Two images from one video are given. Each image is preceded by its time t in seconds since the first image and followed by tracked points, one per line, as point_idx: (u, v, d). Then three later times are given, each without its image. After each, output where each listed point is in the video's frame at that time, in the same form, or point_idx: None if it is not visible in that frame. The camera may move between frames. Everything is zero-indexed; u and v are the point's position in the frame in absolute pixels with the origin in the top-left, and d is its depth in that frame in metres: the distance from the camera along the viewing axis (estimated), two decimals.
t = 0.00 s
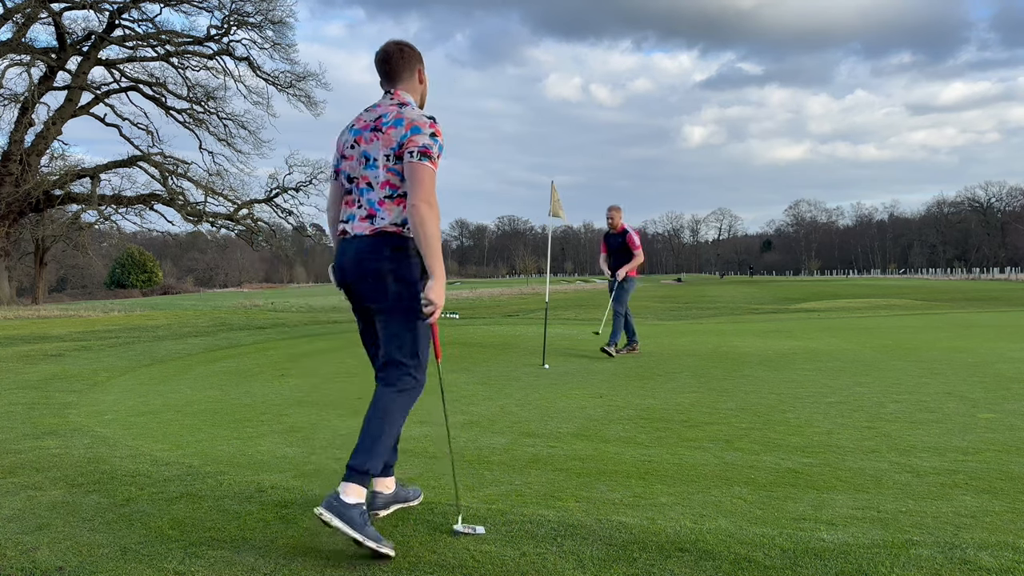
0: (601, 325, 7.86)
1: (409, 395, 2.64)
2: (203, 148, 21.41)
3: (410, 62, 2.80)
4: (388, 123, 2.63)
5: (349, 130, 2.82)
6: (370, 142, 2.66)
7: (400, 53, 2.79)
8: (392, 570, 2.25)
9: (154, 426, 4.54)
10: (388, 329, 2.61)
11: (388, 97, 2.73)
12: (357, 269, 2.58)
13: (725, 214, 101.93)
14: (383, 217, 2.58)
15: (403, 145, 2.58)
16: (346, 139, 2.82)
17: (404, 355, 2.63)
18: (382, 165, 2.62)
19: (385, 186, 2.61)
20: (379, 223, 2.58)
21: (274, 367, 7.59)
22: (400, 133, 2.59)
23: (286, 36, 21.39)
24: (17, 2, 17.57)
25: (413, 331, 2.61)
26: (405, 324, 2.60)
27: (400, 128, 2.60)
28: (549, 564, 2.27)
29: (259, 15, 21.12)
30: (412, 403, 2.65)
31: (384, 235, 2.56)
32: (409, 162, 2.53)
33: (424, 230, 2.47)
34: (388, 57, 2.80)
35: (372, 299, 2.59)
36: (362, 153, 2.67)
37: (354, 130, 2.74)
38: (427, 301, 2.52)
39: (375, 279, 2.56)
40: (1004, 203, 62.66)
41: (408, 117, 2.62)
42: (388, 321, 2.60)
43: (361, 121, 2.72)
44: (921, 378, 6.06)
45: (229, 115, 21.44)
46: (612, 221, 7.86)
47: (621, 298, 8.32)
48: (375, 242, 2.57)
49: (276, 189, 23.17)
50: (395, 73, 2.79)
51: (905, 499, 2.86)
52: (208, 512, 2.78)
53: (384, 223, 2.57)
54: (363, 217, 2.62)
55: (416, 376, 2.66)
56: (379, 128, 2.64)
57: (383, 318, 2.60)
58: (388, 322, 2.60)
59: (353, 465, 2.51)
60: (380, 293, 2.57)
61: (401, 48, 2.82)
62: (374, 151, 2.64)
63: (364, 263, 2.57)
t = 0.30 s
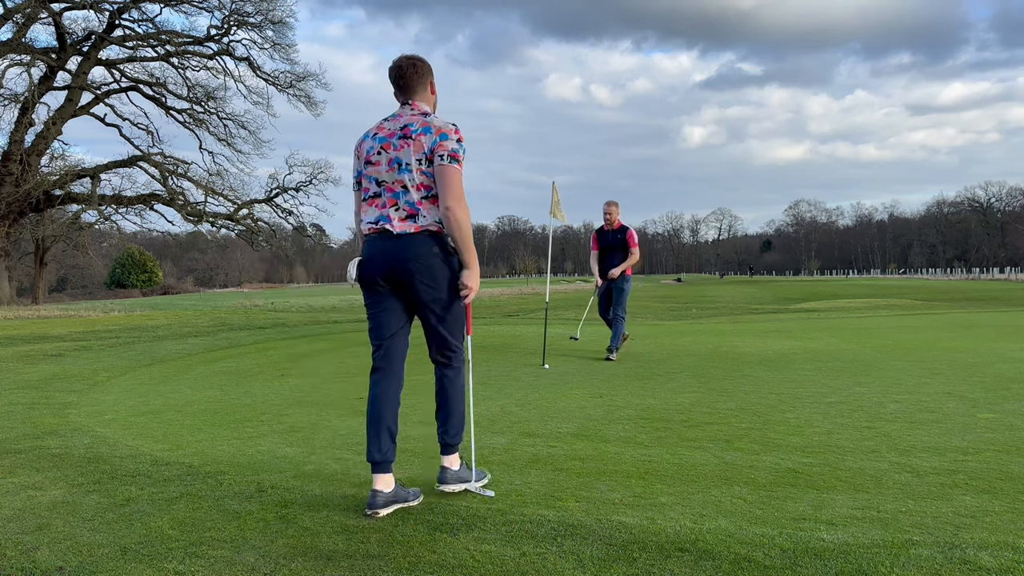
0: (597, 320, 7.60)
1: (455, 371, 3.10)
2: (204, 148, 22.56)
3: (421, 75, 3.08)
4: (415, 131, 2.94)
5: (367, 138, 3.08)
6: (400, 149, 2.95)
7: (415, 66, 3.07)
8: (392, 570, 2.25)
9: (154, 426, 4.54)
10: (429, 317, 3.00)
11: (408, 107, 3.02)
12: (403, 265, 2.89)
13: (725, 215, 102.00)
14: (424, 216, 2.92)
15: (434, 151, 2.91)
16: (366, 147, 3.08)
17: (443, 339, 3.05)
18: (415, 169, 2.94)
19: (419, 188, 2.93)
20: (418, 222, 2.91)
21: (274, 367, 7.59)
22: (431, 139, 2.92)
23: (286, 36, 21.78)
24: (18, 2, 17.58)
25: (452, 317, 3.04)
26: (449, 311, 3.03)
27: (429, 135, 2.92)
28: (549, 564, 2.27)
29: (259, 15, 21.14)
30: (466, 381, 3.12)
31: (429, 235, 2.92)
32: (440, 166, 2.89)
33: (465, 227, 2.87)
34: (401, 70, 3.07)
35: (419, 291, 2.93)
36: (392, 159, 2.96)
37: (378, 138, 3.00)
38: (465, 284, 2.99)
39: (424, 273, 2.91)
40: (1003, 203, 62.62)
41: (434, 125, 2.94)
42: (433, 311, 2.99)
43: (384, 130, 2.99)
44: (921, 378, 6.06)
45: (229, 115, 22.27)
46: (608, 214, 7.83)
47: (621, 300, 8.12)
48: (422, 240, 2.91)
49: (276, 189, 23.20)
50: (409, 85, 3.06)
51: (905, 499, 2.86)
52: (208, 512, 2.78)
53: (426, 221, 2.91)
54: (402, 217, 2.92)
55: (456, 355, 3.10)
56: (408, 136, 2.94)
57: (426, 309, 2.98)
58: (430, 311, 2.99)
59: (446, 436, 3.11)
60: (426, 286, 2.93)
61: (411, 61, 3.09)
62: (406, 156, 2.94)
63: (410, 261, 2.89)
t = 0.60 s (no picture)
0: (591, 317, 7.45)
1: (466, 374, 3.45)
2: (203, 148, 22.17)
3: (457, 100, 3.38)
4: (459, 153, 3.26)
5: (405, 155, 3.34)
6: (443, 169, 3.26)
7: (449, 90, 3.36)
8: (392, 570, 2.25)
9: (154, 426, 4.53)
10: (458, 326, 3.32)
11: (446, 130, 3.32)
12: (446, 274, 3.20)
13: (725, 215, 102.04)
14: (463, 232, 3.23)
15: (478, 173, 3.25)
16: (404, 163, 3.33)
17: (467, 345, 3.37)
18: (459, 189, 3.25)
19: (459, 206, 3.25)
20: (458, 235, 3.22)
21: (274, 367, 7.59)
22: (474, 162, 3.25)
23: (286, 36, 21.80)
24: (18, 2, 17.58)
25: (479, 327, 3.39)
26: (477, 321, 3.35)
27: (473, 159, 3.25)
28: (549, 564, 2.27)
29: (259, 15, 21.14)
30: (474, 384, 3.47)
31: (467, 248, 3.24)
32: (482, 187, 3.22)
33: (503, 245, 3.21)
34: (437, 93, 3.35)
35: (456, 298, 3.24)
36: (435, 177, 3.25)
37: (420, 156, 3.28)
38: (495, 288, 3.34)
39: (463, 283, 3.23)
40: (1003, 203, 62.58)
41: (476, 149, 3.28)
42: (463, 319, 3.30)
43: (425, 149, 3.28)
44: (921, 378, 6.06)
45: (229, 115, 22.12)
46: (601, 212, 7.82)
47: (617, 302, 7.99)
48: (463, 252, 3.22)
49: (276, 189, 23.17)
50: (447, 108, 3.37)
51: (905, 499, 2.86)
52: (208, 512, 2.78)
53: (465, 236, 3.23)
54: (443, 231, 3.21)
55: (470, 362, 3.45)
56: (452, 158, 3.25)
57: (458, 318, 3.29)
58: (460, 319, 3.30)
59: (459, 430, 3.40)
60: (464, 297, 3.25)
61: (449, 85, 3.38)
62: (449, 176, 3.25)
63: (452, 271, 3.20)
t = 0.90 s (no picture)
0: (588, 319, 7.39)
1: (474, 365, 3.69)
2: (203, 148, 22.22)
3: (476, 111, 3.79)
4: (485, 159, 3.69)
5: (432, 159, 3.69)
6: (471, 173, 3.67)
7: (470, 100, 3.75)
8: (392, 570, 2.25)
9: (154, 426, 4.54)
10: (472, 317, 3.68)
11: (470, 137, 3.73)
12: (465, 269, 3.61)
13: (725, 215, 102.00)
14: (486, 231, 3.66)
15: (502, 178, 3.73)
16: (432, 166, 3.69)
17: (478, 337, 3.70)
18: (486, 192, 3.68)
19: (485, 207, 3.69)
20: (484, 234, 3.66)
21: (274, 367, 7.59)
22: (500, 168, 3.72)
23: (286, 36, 21.79)
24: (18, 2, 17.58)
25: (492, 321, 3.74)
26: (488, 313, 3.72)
27: (498, 165, 3.71)
28: (549, 564, 2.28)
29: (259, 15, 21.13)
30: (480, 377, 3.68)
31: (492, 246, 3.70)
32: (509, 192, 3.73)
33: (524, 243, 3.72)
34: (460, 101, 3.74)
35: (473, 292, 3.65)
36: (464, 181, 3.66)
37: (448, 161, 3.67)
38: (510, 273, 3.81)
39: (479, 279, 3.64)
40: (1003, 203, 62.52)
41: (499, 156, 3.74)
42: (478, 311, 3.69)
43: (454, 155, 3.67)
44: (921, 378, 6.06)
45: (229, 115, 22.11)
46: (588, 215, 7.82)
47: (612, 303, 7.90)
48: (483, 251, 3.65)
49: (276, 189, 23.17)
50: (468, 117, 3.76)
51: (905, 499, 2.86)
52: (208, 512, 2.78)
53: (489, 235, 3.68)
54: (469, 230, 3.63)
55: (478, 355, 3.71)
56: (481, 164, 3.68)
57: (473, 309, 3.67)
58: (474, 310, 3.68)
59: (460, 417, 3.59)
60: (481, 292, 3.66)
61: (469, 95, 3.76)
62: (478, 181, 3.67)
63: (470, 267, 3.62)
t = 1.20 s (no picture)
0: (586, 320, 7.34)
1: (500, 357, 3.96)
2: (203, 148, 22.39)
3: (479, 132, 4.06)
4: (490, 174, 3.96)
5: (441, 178, 3.97)
6: (478, 188, 3.93)
7: (474, 121, 4.03)
8: (392, 570, 2.25)
9: (155, 426, 4.54)
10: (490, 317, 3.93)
11: (474, 154, 4.00)
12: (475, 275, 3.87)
13: (725, 215, 102.00)
14: (496, 239, 3.92)
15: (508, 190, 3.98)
16: (442, 185, 3.96)
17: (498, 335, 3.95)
18: (492, 204, 3.94)
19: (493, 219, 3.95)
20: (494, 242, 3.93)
21: (274, 367, 7.59)
22: (504, 180, 3.97)
23: (286, 36, 21.79)
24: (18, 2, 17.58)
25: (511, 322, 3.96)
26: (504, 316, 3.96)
27: (502, 178, 3.97)
28: (549, 564, 2.28)
29: (259, 15, 21.14)
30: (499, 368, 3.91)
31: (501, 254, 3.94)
32: (513, 202, 3.98)
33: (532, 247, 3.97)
34: (464, 123, 4.02)
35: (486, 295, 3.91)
36: (472, 196, 3.93)
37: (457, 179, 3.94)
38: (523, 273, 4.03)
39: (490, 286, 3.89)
40: (1003, 203, 62.42)
41: (502, 169, 3.99)
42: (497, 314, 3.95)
43: (460, 173, 3.94)
44: (921, 378, 6.06)
45: (229, 115, 22.09)
46: (585, 211, 7.82)
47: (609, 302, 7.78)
48: (493, 259, 3.91)
49: (276, 189, 23.17)
50: (472, 137, 4.04)
51: (905, 499, 2.87)
52: (208, 512, 2.78)
53: (498, 243, 3.93)
54: (480, 240, 3.89)
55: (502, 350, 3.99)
56: (485, 178, 3.94)
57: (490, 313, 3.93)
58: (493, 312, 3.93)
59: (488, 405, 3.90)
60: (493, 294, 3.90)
61: (471, 118, 4.04)
62: (485, 194, 3.93)
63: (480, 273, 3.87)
